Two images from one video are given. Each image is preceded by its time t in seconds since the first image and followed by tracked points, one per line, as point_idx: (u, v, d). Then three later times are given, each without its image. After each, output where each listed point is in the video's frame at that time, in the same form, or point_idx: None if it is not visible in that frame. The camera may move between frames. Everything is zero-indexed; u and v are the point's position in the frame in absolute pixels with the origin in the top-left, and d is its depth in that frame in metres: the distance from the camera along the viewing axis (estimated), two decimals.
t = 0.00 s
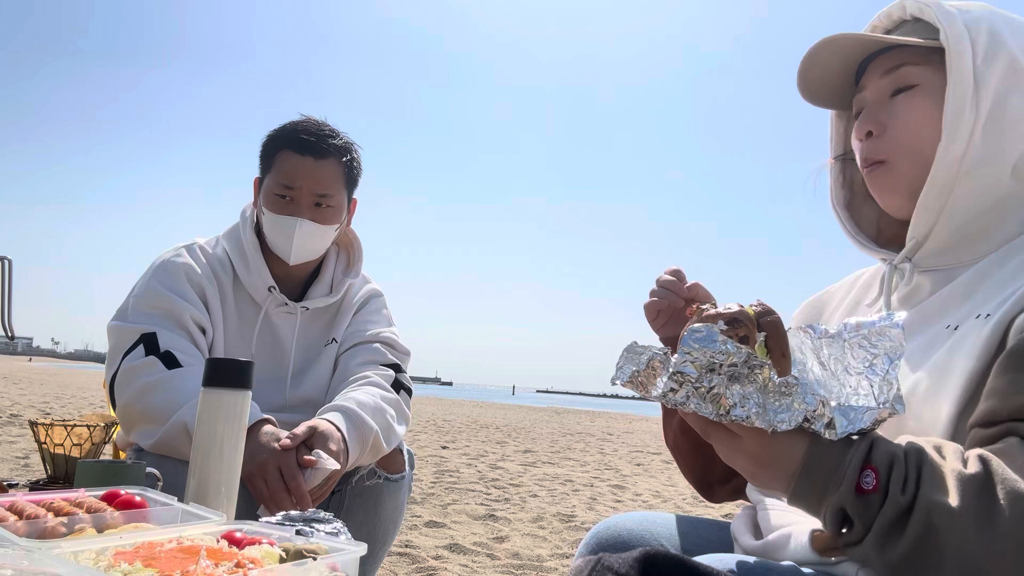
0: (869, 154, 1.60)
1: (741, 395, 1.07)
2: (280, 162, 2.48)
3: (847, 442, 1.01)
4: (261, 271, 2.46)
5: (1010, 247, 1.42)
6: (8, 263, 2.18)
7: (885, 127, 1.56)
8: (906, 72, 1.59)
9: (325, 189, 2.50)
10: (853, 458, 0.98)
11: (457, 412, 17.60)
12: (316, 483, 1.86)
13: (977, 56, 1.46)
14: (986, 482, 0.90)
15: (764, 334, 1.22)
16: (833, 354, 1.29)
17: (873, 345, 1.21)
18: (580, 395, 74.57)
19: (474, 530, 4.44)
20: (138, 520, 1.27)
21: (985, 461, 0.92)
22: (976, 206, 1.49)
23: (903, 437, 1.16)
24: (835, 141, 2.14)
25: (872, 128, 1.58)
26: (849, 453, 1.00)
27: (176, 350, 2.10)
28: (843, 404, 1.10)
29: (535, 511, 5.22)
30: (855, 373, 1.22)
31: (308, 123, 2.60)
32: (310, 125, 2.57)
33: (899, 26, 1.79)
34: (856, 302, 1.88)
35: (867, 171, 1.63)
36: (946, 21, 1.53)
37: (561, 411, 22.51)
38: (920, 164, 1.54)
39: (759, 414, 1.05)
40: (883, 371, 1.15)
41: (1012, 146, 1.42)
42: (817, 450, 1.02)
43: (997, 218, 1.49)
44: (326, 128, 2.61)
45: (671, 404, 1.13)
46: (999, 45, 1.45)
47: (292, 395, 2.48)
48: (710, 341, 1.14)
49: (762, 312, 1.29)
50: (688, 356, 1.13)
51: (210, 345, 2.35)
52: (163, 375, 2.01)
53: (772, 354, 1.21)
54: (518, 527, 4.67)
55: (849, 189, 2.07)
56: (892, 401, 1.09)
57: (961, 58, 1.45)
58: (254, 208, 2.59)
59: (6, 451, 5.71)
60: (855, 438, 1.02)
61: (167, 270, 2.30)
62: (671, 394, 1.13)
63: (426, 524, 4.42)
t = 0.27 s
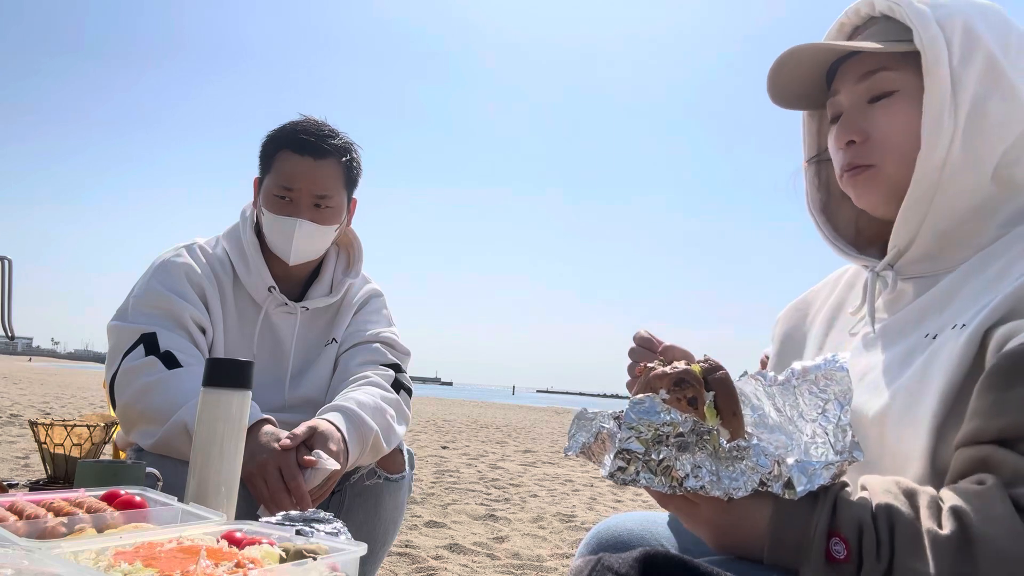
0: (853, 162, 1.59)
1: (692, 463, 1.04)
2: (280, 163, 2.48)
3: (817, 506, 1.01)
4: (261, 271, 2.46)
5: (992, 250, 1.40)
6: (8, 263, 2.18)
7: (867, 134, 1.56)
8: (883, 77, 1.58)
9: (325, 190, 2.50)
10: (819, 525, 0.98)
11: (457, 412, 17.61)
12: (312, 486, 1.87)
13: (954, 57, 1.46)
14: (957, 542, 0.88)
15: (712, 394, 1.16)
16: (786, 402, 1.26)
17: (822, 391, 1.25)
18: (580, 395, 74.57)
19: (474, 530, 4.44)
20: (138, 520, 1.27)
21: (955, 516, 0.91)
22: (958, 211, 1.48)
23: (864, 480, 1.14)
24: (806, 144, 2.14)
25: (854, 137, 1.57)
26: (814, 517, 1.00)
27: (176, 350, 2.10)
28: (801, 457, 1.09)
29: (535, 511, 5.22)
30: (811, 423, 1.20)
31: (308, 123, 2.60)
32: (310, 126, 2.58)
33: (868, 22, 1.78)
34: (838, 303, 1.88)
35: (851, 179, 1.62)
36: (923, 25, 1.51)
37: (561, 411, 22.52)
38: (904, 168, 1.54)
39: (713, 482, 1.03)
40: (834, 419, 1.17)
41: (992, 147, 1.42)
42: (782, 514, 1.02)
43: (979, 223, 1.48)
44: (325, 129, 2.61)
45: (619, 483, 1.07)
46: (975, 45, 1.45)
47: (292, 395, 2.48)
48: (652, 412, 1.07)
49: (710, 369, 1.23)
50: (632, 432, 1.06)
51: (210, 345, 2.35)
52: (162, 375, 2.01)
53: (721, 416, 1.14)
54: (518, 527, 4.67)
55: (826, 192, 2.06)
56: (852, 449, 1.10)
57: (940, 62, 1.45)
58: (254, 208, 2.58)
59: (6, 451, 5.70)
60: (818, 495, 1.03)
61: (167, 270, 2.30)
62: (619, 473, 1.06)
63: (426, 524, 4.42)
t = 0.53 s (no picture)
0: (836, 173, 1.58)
1: (685, 474, 1.04)
2: (279, 165, 2.48)
3: (814, 515, 1.01)
4: (261, 271, 2.46)
5: (974, 253, 1.40)
6: (7, 263, 2.18)
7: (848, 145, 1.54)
8: (862, 85, 1.55)
9: (324, 191, 2.50)
10: (816, 534, 0.98)
11: (457, 412, 17.60)
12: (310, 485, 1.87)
13: (933, 63, 1.45)
14: (958, 554, 0.88)
15: (707, 403, 1.16)
16: (785, 409, 1.26)
17: (821, 397, 1.24)
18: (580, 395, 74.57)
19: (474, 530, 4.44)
20: (138, 520, 1.27)
21: (955, 529, 0.90)
22: (943, 217, 1.48)
23: (865, 486, 1.14)
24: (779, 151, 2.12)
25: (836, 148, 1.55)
26: (811, 525, 1.00)
27: (176, 350, 2.10)
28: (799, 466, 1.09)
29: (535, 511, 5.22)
30: (809, 430, 1.21)
31: (307, 123, 2.60)
32: (309, 125, 2.57)
33: (838, 24, 1.73)
34: (821, 305, 1.89)
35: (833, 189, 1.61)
36: (901, 31, 1.47)
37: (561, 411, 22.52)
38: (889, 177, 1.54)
39: (707, 493, 1.03)
40: (834, 425, 1.17)
41: (977, 150, 1.43)
42: (778, 523, 1.02)
43: (963, 226, 1.48)
44: (325, 128, 2.61)
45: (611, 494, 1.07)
46: (953, 49, 1.44)
47: (292, 394, 2.48)
48: (643, 423, 1.07)
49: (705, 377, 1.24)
50: (623, 444, 1.06)
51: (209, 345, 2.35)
52: (163, 375, 2.01)
53: (716, 425, 1.15)
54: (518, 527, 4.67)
55: (799, 196, 2.06)
56: (850, 455, 1.09)
57: (922, 69, 1.43)
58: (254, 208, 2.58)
59: (6, 451, 5.70)
60: (814, 501, 1.03)
61: (167, 270, 2.30)
62: (610, 485, 1.06)
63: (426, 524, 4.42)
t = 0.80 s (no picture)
0: (829, 172, 1.58)
1: (683, 475, 1.04)
2: (276, 165, 2.48)
3: (812, 517, 1.01)
4: (261, 271, 2.46)
5: (966, 256, 1.40)
6: (7, 263, 2.18)
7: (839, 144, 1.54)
8: (851, 84, 1.55)
9: (323, 191, 2.50)
10: (815, 536, 0.98)
11: (457, 412, 17.60)
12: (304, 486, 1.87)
13: (922, 62, 1.44)
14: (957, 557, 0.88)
15: (707, 404, 1.16)
16: (786, 411, 1.26)
17: (822, 399, 1.23)
18: (580, 395, 74.57)
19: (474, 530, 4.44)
20: (138, 520, 1.27)
21: (954, 530, 0.90)
22: (933, 219, 1.48)
23: (864, 488, 1.14)
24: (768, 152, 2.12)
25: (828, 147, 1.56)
26: (811, 527, 1.00)
27: (176, 350, 2.10)
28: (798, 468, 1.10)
29: (535, 511, 5.22)
30: (811, 432, 1.20)
31: (306, 123, 2.60)
32: (307, 125, 2.57)
33: (826, 24, 1.72)
34: (813, 306, 1.89)
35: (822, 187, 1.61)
36: (890, 29, 1.46)
37: (560, 411, 22.53)
38: (880, 175, 1.54)
39: (705, 494, 1.03)
40: (834, 427, 1.17)
41: (966, 151, 1.43)
42: (777, 524, 1.02)
43: (953, 228, 1.48)
44: (323, 128, 2.61)
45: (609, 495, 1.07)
46: (943, 49, 1.44)
47: (291, 394, 2.48)
48: (641, 424, 1.07)
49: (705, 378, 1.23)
50: (621, 446, 1.06)
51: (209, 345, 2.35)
52: (162, 375, 2.01)
53: (716, 426, 1.14)
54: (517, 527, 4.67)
55: (788, 197, 2.06)
56: (850, 457, 1.09)
57: (911, 69, 1.42)
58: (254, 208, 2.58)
59: (6, 451, 5.70)
60: (813, 504, 1.03)
61: (167, 270, 2.30)
62: (607, 486, 1.06)
63: (426, 524, 4.42)
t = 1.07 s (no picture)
0: (828, 155, 1.58)
1: (685, 475, 1.04)
2: (276, 163, 2.48)
3: (813, 516, 1.01)
4: (260, 271, 2.45)
5: (968, 253, 1.40)
6: (7, 263, 2.18)
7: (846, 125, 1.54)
8: (864, 68, 1.56)
9: (323, 190, 2.50)
10: (816, 535, 0.98)
11: (457, 412, 17.61)
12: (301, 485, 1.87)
13: (937, 54, 1.44)
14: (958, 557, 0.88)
15: (707, 404, 1.15)
16: (787, 411, 1.27)
17: (822, 399, 1.23)
18: (579, 395, 74.58)
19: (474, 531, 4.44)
20: (137, 520, 1.27)
21: (954, 529, 0.90)
22: (932, 213, 1.48)
23: (865, 488, 1.14)
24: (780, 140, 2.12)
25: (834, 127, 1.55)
26: (811, 526, 1.00)
27: (176, 350, 2.10)
28: (799, 467, 1.09)
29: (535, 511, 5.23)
30: (811, 431, 1.21)
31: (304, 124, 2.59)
32: (307, 125, 2.57)
33: (851, 15, 1.70)
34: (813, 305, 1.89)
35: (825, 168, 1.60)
36: (906, 16, 1.47)
37: (560, 411, 22.54)
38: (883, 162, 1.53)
39: (707, 494, 1.03)
40: (834, 426, 1.16)
41: (971, 148, 1.42)
42: (777, 523, 1.02)
43: (954, 223, 1.47)
44: (323, 128, 2.61)
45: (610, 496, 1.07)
46: (958, 44, 1.43)
47: (291, 394, 2.47)
48: (642, 424, 1.07)
49: (706, 379, 1.23)
50: (622, 446, 1.06)
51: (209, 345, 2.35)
52: (162, 375, 2.01)
53: (717, 427, 1.14)
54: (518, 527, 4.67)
55: (798, 186, 2.06)
56: (850, 456, 1.09)
57: (924, 56, 1.42)
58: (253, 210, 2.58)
59: (7, 452, 5.71)
60: (814, 503, 1.03)
61: (167, 270, 2.29)
62: (609, 486, 1.06)
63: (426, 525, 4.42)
